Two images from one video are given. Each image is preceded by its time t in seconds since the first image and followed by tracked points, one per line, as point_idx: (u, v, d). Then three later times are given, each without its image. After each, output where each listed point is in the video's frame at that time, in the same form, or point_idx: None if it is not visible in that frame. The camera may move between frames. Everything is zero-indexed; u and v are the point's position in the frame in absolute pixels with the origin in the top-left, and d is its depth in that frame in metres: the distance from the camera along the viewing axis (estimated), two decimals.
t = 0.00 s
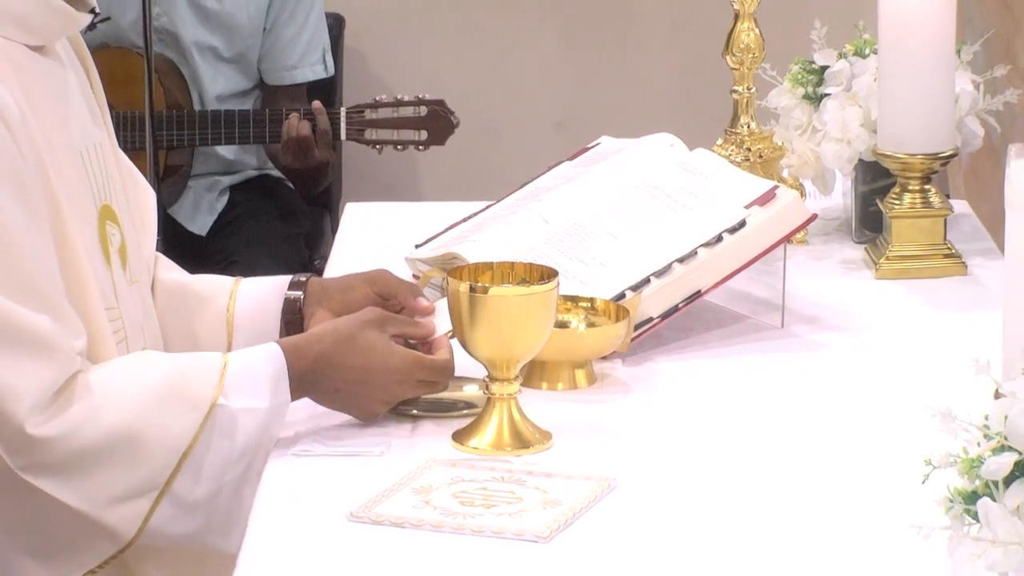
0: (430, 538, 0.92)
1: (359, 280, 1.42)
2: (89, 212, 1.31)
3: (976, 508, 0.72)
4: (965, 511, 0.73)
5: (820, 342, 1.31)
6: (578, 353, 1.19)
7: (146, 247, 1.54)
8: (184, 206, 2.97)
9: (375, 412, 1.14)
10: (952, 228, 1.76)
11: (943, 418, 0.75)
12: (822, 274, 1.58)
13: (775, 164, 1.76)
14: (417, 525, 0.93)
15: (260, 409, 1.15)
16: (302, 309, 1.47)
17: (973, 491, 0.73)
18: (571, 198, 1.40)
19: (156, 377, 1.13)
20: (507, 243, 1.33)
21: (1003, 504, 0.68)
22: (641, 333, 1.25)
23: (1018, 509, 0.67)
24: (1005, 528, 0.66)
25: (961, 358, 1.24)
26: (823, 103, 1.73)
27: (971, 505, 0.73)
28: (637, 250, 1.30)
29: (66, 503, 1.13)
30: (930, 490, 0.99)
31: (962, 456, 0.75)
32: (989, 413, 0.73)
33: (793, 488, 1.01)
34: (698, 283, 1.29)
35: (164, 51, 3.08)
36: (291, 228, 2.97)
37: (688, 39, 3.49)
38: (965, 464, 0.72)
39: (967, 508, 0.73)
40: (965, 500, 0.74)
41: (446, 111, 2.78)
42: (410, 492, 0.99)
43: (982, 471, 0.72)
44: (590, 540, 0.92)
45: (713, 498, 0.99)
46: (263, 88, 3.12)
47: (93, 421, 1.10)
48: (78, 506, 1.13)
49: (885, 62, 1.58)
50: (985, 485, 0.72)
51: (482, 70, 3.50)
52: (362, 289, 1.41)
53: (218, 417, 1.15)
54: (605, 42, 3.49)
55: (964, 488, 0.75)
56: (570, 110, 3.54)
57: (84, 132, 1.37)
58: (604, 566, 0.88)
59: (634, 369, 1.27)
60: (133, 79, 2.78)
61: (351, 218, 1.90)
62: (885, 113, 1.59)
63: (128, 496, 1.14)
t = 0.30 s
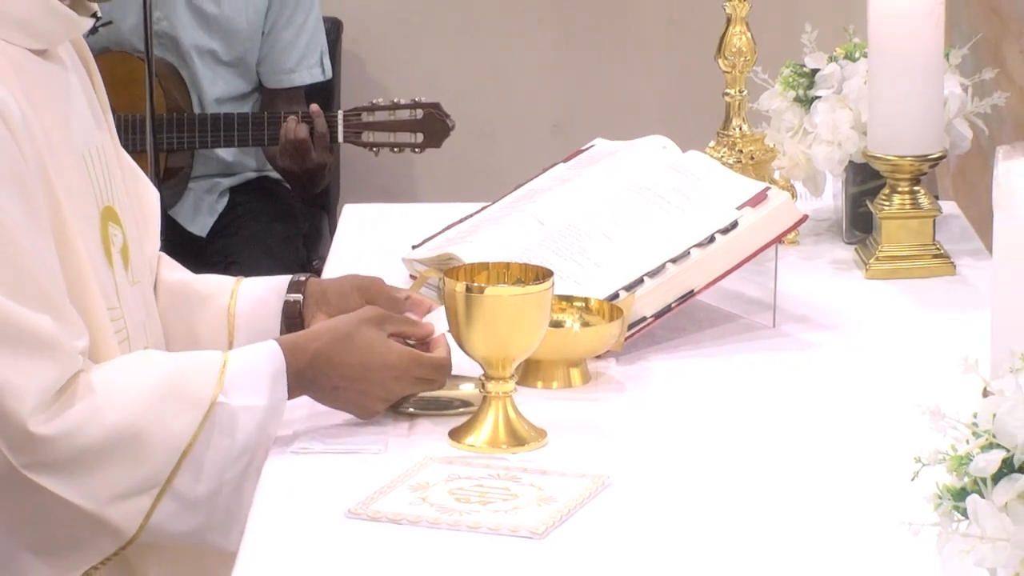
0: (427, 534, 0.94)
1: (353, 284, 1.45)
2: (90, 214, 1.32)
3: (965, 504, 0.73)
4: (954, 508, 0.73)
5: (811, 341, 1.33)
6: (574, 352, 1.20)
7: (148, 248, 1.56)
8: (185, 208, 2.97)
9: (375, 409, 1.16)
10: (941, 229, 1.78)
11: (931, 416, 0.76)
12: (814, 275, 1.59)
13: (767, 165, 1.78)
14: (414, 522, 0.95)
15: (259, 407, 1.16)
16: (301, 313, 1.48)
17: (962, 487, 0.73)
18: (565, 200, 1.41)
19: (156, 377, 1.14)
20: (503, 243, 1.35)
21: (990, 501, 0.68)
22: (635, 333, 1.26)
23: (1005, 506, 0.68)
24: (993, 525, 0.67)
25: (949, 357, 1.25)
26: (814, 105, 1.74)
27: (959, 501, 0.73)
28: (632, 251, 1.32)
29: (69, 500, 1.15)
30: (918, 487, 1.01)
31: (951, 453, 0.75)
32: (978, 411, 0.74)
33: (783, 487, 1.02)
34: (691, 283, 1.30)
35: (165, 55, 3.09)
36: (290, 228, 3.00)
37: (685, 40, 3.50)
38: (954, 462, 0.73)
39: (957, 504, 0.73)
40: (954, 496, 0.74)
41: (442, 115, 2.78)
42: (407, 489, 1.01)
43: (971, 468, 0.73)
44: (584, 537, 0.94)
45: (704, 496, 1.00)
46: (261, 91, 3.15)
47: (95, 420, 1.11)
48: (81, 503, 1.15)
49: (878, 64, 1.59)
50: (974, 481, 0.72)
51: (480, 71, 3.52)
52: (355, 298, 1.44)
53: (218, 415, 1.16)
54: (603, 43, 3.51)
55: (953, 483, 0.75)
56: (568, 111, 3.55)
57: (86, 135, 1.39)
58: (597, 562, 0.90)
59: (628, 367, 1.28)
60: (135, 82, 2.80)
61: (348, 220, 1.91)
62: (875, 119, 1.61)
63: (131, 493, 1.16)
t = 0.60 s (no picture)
0: (424, 531, 0.95)
1: (351, 285, 1.47)
2: (91, 216, 1.34)
3: (955, 501, 0.74)
4: (944, 505, 0.75)
5: (803, 340, 1.35)
6: (569, 351, 1.22)
7: (150, 248, 1.57)
8: (185, 208, 2.99)
9: (370, 405, 1.18)
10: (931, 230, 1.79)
11: (922, 414, 0.77)
12: (806, 275, 1.61)
13: (759, 167, 1.80)
14: (412, 518, 0.97)
15: (258, 405, 1.17)
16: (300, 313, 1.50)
17: (951, 484, 0.75)
18: (560, 202, 1.43)
19: (157, 377, 1.16)
20: (499, 244, 1.36)
21: (979, 498, 0.70)
22: (629, 332, 1.28)
23: (993, 503, 0.69)
24: (981, 521, 0.69)
25: (939, 356, 1.27)
26: (807, 107, 1.76)
27: (949, 498, 0.75)
28: (626, 252, 1.33)
29: (70, 498, 1.16)
30: (909, 484, 1.02)
31: (941, 451, 0.77)
32: (967, 410, 0.75)
33: (776, 485, 1.03)
34: (685, 283, 1.32)
35: (167, 57, 3.12)
36: (290, 230, 3.01)
37: (682, 42, 3.52)
38: (943, 460, 0.74)
39: (946, 501, 0.75)
40: (944, 493, 0.75)
41: (440, 117, 2.79)
42: (405, 486, 1.02)
43: (959, 466, 0.74)
44: (578, 533, 0.95)
45: (697, 494, 1.02)
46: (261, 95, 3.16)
47: (97, 419, 1.13)
48: (83, 501, 1.16)
49: (869, 67, 1.61)
50: (962, 479, 0.74)
51: (478, 73, 3.53)
52: (352, 300, 1.47)
53: (217, 413, 1.18)
54: (601, 46, 3.53)
55: (943, 480, 0.77)
56: (566, 113, 3.57)
57: (88, 138, 1.41)
58: (591, 558, 0.91)
59: (622, 366, 1.30)
60: (135, 85, 2.82)
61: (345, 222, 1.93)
62: (866, 121, 1.62)
63: (131, 491, 1.18)
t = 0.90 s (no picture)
0: (426, 527, 0.97)
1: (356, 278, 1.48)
2: (93, 218, 1.35)
3: (948, 498, 0.76)
4: (938, 501, 0.76)
5: (800, 340, 1.36)
6: (568, 350, 1.24)
7: (154, 248, 1.59)
8: (190, 209, 3.02)
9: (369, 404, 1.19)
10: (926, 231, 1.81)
11: (917, 413, 0.79)
12: (803, 274, 1.63)
13: (756, 169, 1.81)
14: (414, 515, 0.98)
15: (255, 404, 1.20)
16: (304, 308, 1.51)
17: (945, 481, 0.76)
18: (560, 203, 1.45)
19: (156, 377, 1.18)
20: (499, 244, 1.38)
21: (973, 495, 0.71)
22: (628, 332, 1.30)
23: (987, 499, 0.71)
24: (975, 518, 0.70)
25: (933, 355, 1.29)
26: (803, 110, 1.78)
27: (943, 495, 0.76)
28: (624, 253, 1.35)
29: (71, 497, 1.17)
30: (904, 481, 1.04)
31: (935, 449, 0.78)
32: (960, 408, 0.77)
33: (773, 483, 1.05)
34: (683, 283, 1.33)
35: (172, 61, 3.12)
36: (294, 231, 3.02)
37: (681, 42, 3.53)
38: (937, 457, 0.76)
39: (940, 498, 0.76)
40: (938, 490, 0.77)
41: (443, 120, 2.82)
42: (407, 484, 1.04)
43: (953, 463, 0.75)
44: (577, 530, 0.97)
45: (695, 491, 1.04)
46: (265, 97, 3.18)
47: (97, 419, 1.15)
48: (84, 500, 1.17)
49: (865, 70, 1.62)
50: (956, 477, 0.75)
51: (479, 74, 3.55)
52: (360, 291, 1.47)
53: (216, 413, 1.20)
54: (601, 46, 3.54)
55: (937, 477, 0.78)
56: (566, 113, 3.58)
57: (91, 141, 1.42)
58: (590, 554, 0.93)
59: (621, 365, 1.31)
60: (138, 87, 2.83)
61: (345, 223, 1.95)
62: (860, 123, 1.64)
63: (130, 490, 1.19)
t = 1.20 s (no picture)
0: (427, 524, 0.99)
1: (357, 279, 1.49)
2: (96, 219, 1.37)
3: (942, 494, 0.77)
4: (932, 498, 0.78)
5: (797, 339, 1.38)
6: (568, 349, 1.25)
7: (155, 248, 1.61)
8: (195, 210, 3.04)
9: (366, 402, 1.21)
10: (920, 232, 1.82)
11: (912, 411, 0.80)
12: (799, 275, 1.64)
13: (752, 170, 1.84)
14: (416, 511, 1.00)
15: (257, 404, 1.22)
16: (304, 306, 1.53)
17: (939, 479, 0.78)
18: (561, 203, 1.46)
19: (158, 378, 1.19)
20: (500, 245, 1.40)
21: (966, 492, 0.73)
22: (626, 331, 1.31)
23: (980, 497, 0.73)
24: (970, 514, 0.72)
25: (928, 354, 1.30)
26: (798, 113, 1.79)
27: (937, 492, 0.78)
28: (623, 253, 1.37)
29: (75, 495, 1.19)
30: (898, 478, 1.06)
31: (929, 446, 0.80)
32: (954, 406, 0.78)
33: (770, 480, 1.06)
34: (681, 283, 1.35)
35: (178, 65, 3.14)
36: (297, 231, 3.04)
37: (681, 43, 3.55)
38: (931, 454, 0.77)
39: (934, 495, 0.78)
40: (932, 487, 0.78)
41: (445, 122, 2.83)
42: (409, 481, 1.06)
43: (947, 461, 0.77)
44: (577, 526, 0.98)
45: (700, 488, 1.05)
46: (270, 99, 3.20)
47: (100, 419, 1.16)
48: (87, 498, 1.19)
49: (860, 73, 1.64)
50: (950, 474, 0.77)
51: (479, 75, 3.57)
52: (360, 291, 1.48)
53: (218, 412, 1.21)
54: (601, 47, 3.56)
55: (932, 475, 0.80)
56: (567, 114, 3.60)
57: (93, 143, 1.44)
58: (589, 550, 0.94)
59: (620, 364, 1.33)
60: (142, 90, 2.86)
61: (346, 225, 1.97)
62: (856, 125, 1.65)
63: (132, 489, 1.20)
